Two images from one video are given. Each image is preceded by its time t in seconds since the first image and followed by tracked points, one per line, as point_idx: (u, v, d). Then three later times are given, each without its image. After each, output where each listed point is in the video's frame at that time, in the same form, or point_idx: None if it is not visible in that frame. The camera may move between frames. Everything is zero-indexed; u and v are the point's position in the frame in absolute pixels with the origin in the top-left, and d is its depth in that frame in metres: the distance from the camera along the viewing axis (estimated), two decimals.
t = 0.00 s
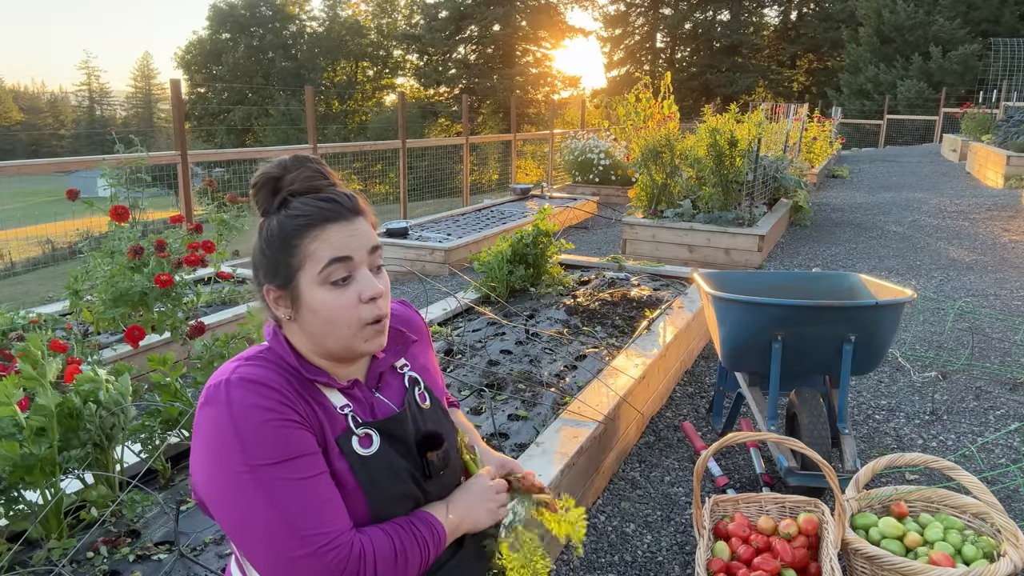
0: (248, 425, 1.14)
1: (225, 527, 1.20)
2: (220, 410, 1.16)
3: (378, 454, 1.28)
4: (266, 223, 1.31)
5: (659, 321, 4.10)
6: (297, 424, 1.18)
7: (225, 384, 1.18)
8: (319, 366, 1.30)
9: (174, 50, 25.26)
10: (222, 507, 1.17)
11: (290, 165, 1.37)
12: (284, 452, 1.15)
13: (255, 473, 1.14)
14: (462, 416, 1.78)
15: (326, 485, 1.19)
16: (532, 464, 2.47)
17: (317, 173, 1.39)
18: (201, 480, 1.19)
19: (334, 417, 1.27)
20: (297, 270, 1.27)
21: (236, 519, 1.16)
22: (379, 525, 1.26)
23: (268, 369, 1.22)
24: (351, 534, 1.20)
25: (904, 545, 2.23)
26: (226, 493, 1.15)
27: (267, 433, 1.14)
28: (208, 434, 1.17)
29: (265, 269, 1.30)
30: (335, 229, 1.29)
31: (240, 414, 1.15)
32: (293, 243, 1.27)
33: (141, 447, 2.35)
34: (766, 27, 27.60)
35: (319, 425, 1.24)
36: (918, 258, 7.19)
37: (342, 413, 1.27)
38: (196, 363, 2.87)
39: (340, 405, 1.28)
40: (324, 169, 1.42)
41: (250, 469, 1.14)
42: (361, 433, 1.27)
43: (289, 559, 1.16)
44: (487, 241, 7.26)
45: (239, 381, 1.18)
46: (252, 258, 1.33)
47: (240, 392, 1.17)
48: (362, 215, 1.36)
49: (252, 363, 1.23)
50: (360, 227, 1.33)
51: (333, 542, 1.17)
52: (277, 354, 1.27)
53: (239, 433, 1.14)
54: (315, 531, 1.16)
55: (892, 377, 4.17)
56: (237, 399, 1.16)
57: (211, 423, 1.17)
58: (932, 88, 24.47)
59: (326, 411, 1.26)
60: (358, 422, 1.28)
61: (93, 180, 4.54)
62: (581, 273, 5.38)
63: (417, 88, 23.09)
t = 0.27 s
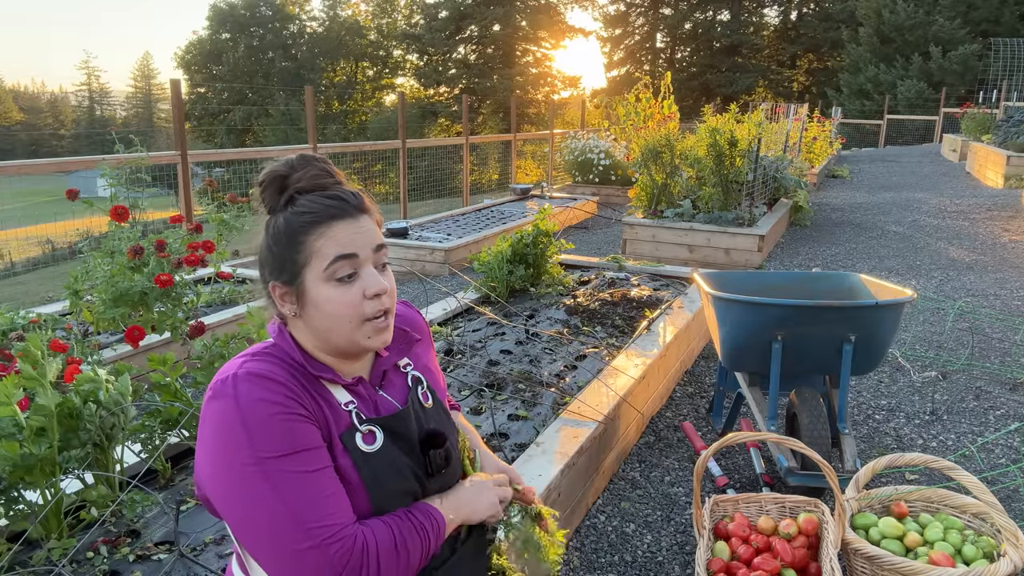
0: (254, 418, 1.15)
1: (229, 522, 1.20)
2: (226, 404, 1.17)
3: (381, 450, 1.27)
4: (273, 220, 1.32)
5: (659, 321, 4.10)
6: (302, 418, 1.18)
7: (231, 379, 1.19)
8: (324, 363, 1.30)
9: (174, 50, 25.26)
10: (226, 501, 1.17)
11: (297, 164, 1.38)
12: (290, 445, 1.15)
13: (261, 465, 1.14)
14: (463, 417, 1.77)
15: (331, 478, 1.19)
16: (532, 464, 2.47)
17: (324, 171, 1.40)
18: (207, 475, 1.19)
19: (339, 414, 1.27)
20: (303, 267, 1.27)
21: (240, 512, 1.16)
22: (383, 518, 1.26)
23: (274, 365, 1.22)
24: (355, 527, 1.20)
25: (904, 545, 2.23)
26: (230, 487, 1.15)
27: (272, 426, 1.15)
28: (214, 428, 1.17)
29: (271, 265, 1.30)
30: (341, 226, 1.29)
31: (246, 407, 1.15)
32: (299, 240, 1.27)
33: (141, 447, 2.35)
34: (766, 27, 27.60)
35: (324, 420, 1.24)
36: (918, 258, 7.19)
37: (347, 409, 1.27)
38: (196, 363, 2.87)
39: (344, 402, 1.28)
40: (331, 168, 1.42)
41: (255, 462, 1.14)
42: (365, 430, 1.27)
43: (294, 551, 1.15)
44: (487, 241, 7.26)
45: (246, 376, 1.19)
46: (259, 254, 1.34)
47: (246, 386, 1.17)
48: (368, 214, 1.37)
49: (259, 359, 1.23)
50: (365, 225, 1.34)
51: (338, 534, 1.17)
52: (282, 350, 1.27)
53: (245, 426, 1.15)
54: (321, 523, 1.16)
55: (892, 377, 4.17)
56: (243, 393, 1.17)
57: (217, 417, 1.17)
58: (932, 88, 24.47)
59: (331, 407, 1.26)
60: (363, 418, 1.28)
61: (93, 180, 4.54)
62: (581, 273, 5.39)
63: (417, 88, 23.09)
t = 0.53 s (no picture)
0: (255, 415, 1.15)
1: (231, 518, 1.20)
2: (227, 401, 1.17)
3: (381, 447, 1.27)
4: (270, 219, 1.32)
5: (659, 321, 4.10)
6: (303, 414, 1.18)
7: (231, 378, 1.19)
8: (323, 361, 1.30)
9: (175, 50, 25.24)
10: (229, 497, 1.17)
11: (294, 163, 1.38)
12: (290, 442, 1.15)
13: (263, 461, 1.14)
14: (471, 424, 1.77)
15: (332, 473, 1.19)
16: (532, 464, 2.47)
17: (321, 169, 1.40)
18: (208, 473, 1.19)
19: (339, 411, 1.27)
20: (300, 266, 1.27)
21: (243, 507, 1.16)
22: (386, 512, 1.26)
23: (274, 363, 1.22)
24: (358, 519, 1.20)
25: (904, 545, 2.23)
26: (232, 483, 1.15)
27: (273, 423, 1.15)
28: (214, 426, 1.17)
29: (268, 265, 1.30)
30: (337, 225, 1.29)
31: (247, 405, 1.16)
32: (297, 239, 1.27)
33: (141, 447, 2.35)
34: (766, 27, 27.60)
35: (324, 417, 1.24)
36: (918, 258, 7.20)
37: (346, 407, 1.28)
38: (196, 363, 2.87)
39: (344, 399, 1.28)
40: (328, 167, 1.42)
41: (256, 458, 1.14)
42: (365, 427, 1.27)
43: (297, 546, 1.15)
44: (487, 241, 7.26)
45: (246, 374, 1.19)
46: (257, 254, 1.34)
47: (246, 384, 1.18)
48: (365, 212, 1.36)
49: (258, 358, 1.23)
50: (362, 223, 1.34)
51: (341, 528, 1.17)
52: (281, 349, 1.27)
53: (246, 424, 1.15)
54: (323, 517, 1.16)
55: (892, 377, 4.17)
56: (243, 390, 1.17)
57: (218, 414, 1.17)
58: (932, 88, 24.47)
59: (330, 405, 1.26)
60: (362, 415, 1.28)
61: (93, 181, 4.53)
62: (581, 273, 5.39)
63: (417, 88, 23.09)
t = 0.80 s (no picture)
0: (256, 419, 1.15)
1: (233, 522, 1.20)
2: (229, 404, 1.17)
3: (381, 452, 1.27)
4: (265, 220, 1.32)
5: (659, 321, 4.10)
6: (304, 419, 1.18)
7: (233, 380, 1.19)
8: (323, 362, 1.30)
9: (174, 50, 25.23)
10: (230, 502, 1.17)
11: (287, 163, 1.38)
12: (291, 447, 1.15)
13: (264, 467, 1.14)
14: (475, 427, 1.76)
15: (333, 479, 1.18)
16: (532, 464, 2.47)
17: (315, 168, 1.40)
18: (209, 476, 1.19)
19: (340, 414, 1.26)
20: (295, 265, 1.27)
21: (244, 513, 1.16)
22: (386, 520, 1.26)
23: (275, 366, 1.22)
24: (359, 527, 1.20)
25: (904, 545, 2.23)
26: (234, 488, 1.15)
27: (273, 428, 1.15)
28: (216, 429, 1.17)
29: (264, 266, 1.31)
30: (331, 224, 1.29)
31: (248, 408, 1.15)
32: (291, 238, 1.27)
33: (141, 447, 2.35)
34: (766, 27, 27.60)
35: (325, 421, 1.24)
36: (918, 258, 7.20)
37: (347, 410, 1.27)
38: (196, 363, 2.87)
39: (344, 403, 1.28)
40: (322, 167, 1.42)
41: (258, 463, 1.14)
42: (365, 431, 1.27)
43: (298, 552, 1.16)
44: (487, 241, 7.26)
45: (247, 377, 1.19)
46: (253, 256, 1.34)
47: (247, 387, 1.17)
48: (358, 210, 1.36)
49: (259, 360, 1.23)
50: (355, 221, 1.34)
51: (342, 535, 1.17)
52: (282, 351, 1.27)
53: (247, 427, 1.15)
54: (324, 524, 1.16)
55: (892, 377, 4.17)
56: (244, 394, 1.17)
57: (219, 417, 1.17)
58: (932, 88, 24.47)
59: (331, 408, 1.26)
60: (363, 419, 1.28)
61: (93, 180, 4.53)
62: (581, 273, 5.39)
63: (417, 88, 23.09)
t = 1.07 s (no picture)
0: (254, 422, 1.15)
1: (227, 524, 1.20)
2: (227, 406, 1.17)
3: (377, 456, 1.28)
4: (268, 220, 1.32)
5: (659, 321, 4.10)
6: (302, 422, 1.18)
7: (231, 382, 1.19)
8: (324, 365, 1.30)
9: (175, 50, 25.24)
10: (224, 504, 1.17)
11: (291, 163, 1.38)
12: (287, 450, 1.15)
13: (258, 469, 1.14)
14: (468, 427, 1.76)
15: (327, 483, 1.19)
16: (532, 464, 2.47)
17: (319, 168, 1.40)
18: (205, 478, 1.19)
19: (337, 418, 1.27)
20: (297, 265, 1.28)
21: (237, 516, 1.16)
22: (379, 523, 1.26)
23: (274, 368, 1.22)
24: (350, 531, 1.19)
25: (904, 545, 2.23)
26: (229, 490, 1.15)
27: (270, 431, 1.15)
28: (213, 431, 1.17)
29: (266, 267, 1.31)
30: (332, 224, 1.29)
31: (246, 411, 1.15)
32: (293, 238, 1.28)
33: (141, 447, 2.35)
34: (766, 27, 27.60)
35: (322, 424, 1.24)
36: (918, 258, 7.19)
37: (343, 414, 1.27)
38: (196, 363, 2.87)
39: (341, 407, 1.28)
40: (326, 167, 1.42)
41: (252, 466, 1.14)
42: (361, 435, 1.27)
43: (290, 555, 1.15)
44: (487, 241, 7.26)
45: (247, 379, 1.19)
46: (257, 256, 1.34)
47: (246, 389, 1.17)
48: (361, 211, 1.36)
49: (259, 362, 1.23)
50: (357, 221, 1.33)
51: (334, 539, 1.17)
52: (281, 353, 1.27)
53: (244, 430, 1.15)
54: (317, 528, 1.16)
55: (892, 377, 4.17)
56: (243, 396, 1.17)
57: (217, 419, 1.17)
58: (932, 88, 24.47)
59: (329, 412, 1.26)
60: (359, 424, 1.28)
61: (93, 180, 4.53)
62: (581, 273, 5.38)
63: (417, 88, 23.09)
